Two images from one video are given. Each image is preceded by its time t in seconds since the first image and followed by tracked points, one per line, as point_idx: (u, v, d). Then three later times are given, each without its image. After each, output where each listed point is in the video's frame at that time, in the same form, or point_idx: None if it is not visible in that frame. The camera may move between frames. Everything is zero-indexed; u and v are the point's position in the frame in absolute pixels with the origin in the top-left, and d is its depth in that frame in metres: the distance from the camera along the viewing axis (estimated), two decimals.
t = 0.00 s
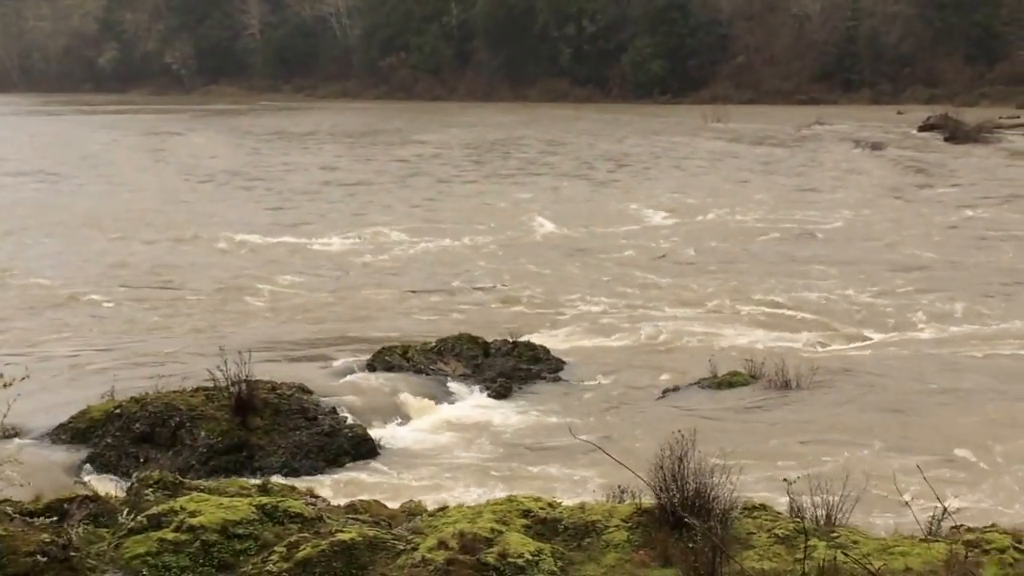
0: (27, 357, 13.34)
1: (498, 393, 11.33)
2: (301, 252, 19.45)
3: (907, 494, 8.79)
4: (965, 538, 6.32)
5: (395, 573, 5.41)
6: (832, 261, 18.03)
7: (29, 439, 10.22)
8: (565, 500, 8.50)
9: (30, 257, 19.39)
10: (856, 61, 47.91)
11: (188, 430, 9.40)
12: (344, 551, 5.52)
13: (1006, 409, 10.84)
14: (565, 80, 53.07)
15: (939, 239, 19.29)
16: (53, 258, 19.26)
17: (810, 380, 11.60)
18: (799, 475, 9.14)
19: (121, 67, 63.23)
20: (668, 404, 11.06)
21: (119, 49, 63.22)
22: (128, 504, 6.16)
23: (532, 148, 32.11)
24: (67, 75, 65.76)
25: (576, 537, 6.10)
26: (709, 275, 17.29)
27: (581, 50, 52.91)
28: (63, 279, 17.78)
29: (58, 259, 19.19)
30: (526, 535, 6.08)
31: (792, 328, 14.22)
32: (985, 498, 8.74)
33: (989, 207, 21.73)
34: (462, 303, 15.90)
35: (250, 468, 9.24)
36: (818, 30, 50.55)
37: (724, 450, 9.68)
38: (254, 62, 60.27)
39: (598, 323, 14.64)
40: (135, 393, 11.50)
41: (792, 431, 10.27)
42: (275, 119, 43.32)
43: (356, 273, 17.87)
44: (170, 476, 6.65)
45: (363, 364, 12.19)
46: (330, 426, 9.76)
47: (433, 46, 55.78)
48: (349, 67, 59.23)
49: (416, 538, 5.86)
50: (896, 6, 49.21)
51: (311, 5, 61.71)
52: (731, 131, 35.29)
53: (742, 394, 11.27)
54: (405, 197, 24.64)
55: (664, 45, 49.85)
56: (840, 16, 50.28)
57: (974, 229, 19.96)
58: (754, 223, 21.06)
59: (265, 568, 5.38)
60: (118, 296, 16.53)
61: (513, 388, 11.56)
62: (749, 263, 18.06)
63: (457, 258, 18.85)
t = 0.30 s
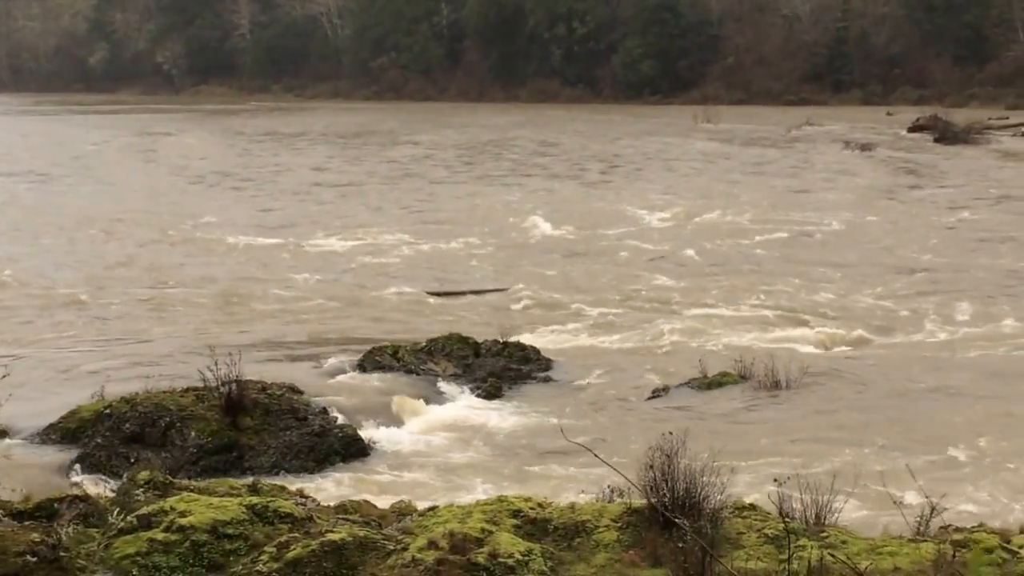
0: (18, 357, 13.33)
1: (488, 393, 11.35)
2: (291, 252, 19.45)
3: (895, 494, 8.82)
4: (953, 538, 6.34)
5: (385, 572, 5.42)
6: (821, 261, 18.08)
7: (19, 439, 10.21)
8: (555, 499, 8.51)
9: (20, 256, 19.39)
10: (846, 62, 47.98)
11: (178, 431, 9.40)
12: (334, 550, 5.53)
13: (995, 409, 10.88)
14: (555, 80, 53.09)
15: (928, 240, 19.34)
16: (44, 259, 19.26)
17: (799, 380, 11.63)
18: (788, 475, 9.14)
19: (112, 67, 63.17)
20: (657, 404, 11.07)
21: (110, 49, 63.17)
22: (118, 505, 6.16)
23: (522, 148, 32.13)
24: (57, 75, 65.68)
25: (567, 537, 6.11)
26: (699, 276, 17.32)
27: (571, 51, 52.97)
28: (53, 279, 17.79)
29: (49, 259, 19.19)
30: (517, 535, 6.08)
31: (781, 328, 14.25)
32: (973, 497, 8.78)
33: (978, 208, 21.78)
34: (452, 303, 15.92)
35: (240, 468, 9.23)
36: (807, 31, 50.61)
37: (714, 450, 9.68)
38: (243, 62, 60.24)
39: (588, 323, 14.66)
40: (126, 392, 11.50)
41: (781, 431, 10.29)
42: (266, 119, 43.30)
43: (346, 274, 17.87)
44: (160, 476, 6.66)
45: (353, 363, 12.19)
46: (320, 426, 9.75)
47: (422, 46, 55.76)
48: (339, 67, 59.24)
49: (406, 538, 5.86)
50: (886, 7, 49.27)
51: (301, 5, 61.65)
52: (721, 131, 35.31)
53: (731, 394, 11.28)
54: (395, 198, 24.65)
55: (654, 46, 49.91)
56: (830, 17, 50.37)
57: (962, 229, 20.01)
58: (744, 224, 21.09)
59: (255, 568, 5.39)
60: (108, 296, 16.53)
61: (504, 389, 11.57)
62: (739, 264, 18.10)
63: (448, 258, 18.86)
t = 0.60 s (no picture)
0: (7, 356, 13.31)
1: (477, 394, 11.34)
2: (281, 252, 19.45)
3: (885, 493, 8.86)
4: (942, 538, 6.37)
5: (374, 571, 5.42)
6: (809, 262, 18.14)
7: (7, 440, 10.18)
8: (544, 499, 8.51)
9: (11, 256, 19.35)
10: (834, 64, 48.06)
11: (166, 430, 9.39)
12: (324, 551, 5.54)
13: (984, 409, 10.92)
14: (543, 81, 53.09)
15: (917, 241, 19.40)
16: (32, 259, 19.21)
17: (787, 380, 11.64)
18: (776, 475, 9.15)
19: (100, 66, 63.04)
20: (646, 404, 11.07)
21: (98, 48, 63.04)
22: (107, 505, 6.15)
23: (512, 149, 32.15)
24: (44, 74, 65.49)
25: (556, 537, 6.12)
26: (689, 276, 17.35)
27: (559, 52, 53.01)
28: (44, 279, 17.75)
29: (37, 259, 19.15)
30: (506, 535, 6.09)
31: (771, 326, 14.28)
32: (962, 496, 8.82)
33: (967, 209, 21.86)
34: (443, 303, 15.92)
35: (228, 468, 9.22)
36: (795, 32, 50.69)
37: (702, 451, 9.68)
38: (232, 62, 60.15)
39: (578, 323, 14.66)
40: (114, 392, 11.49)
41: (771, 431, 10.30)
42: (255, 120, 43.24)
43: (336, 273, 17.88)
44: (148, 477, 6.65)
45: (342, 364, 12.17)
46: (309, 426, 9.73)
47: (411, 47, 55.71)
48: (329, 67, 59.21)
49: (395, 539, 5.87)
50: (874, 8, 49.37)
51: (290, 5, 61.56)
52: (709, 132, 35.36)
53: (720, 395, 11.30)
54: (385, 198, 24.64)
55: (642, 47, 49.95)
56: (818, 18, 50.46)
57: (950, 230, 20.09)
58: (733, 225, 21.14)
59: (244, 569, 5.39)
60: (99, 296, 16.51)
61: (492, 390, 11.57)
62: (728, 264, 18.12)
63: (438, 258, 18.87)
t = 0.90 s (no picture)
0: None
1: (465, 394, 11.34)
2: (270, 253, 19.44)
3: (873, 493, 8.87)
4: (928, 538, 6.37)
5: (361, 573, 5.41)
6: (797, 262, 18.18)
7: None
8: (532, 499, 8.51)
9: None
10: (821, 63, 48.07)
11: (153, 431, 9.38)
12: (311, 551, 5.52)
13: (971, 409, 10.96)
14: (531, 80, 53.07)
15: (905, 241, 19.46)
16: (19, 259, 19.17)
17: (775, 381, 11.66)
18: (764, 476, 9.15)
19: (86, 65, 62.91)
20: (633, 405, 11.07)
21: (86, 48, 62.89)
22: (93, 506, 6.15)
23: (500, 149, 32.17)
24: (31, 73, 65.29)
25: (544, 537, 6.12)
26: (678, 277, 17.38)
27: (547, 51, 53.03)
28: (33, 279, 17.71)
29: (24, 260, 19.11)
30: (494, 535, 6.09)
31: (759, 326, 14.30)
32: (949, 497, 8.84)
33: (955, 210, 21.93)
34: (430, 303, 15.92)
35: (216, 468, 9.21)
36: (784, 32, 50.75)
37: (690, 452, 9.69)
38: (219, 62, 60.05)
39: (567, 323, 14.68)
40: (100, 393, 11.48)
41: (759, 431, 10.32)
42: (244, 119, 43.16)
43: (325, 273, 17.87)
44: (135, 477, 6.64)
45: (330, 364, 12.16)
46: (297, 427, 9.70)
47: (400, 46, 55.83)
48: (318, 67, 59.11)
49: (383, 539, 5.85)
50: (863, 9, 49.40)
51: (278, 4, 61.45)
52: (697, 133, 35.40)
53: (707, 395, 11.30)
54: (374, 198, 24.64)
55: (630, 47, 50.01)
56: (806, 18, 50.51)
57: (938, 231, 20.16)
58: (721, 225, 21.18)
59: (230, 570, 5.39)
60: (88, 296, 16.48)
61: (480, 389, 11.56)
62: (716, 264, 18.15)
63: (428, 258, 18.88)
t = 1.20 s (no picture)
0: None
1: (451, 395, 11.32)
2: (256, 253, 19.42)
3: (860, 493, 8.88)
4: (915, 538, 6.38)
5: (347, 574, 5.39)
6: (783, 262, 18.21)
7: None
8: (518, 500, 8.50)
9: None
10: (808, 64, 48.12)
11: (137, 432, 9.34)
12: (296, 552, 5.50)
13: (959, 410, 10.97)
14: (516, 80, 53.04)
15: (892, 241, 19.50)
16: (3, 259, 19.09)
17: (762, 382, 11.65)
18: (750, 477, 9.14)
19: (69, 64, 62.74)
20: (620, 405, 11.07)
21: (69, 47, 62.72)
22: (77, 507, 6.13)
23: (486, 150, 32.17)
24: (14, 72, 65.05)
25: (529, 539, 6.10)
26: (666, 277, 17.38)
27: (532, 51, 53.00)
28: (18, 279, 17.65)
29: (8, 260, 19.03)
30: (480, 536, 6.07)
31: (746, 327, 14.31)
32: (937, 497, 8.85)
33: (943, 211, 21.98)
34: (416, 303, 15.91)
35: (200, 469, 9.17)
36: (771, 33, 50.81)
37: (677, 452, 9.68)
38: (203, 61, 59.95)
39: (554, 323, 14.68)
40: (85, 393, 11.44)
41: (746, 431, 10.32)
42: (229, 119, 43.07)
43: (313, 273, 17.85)
44: (119, 478, 6.61)
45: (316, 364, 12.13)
46: (281, 428, 9.66)
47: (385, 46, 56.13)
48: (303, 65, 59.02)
49: (368, 540, 5.83)
50: (849, 9, 49.43)
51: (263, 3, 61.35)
52: (684, 134, 35.44)
53: (694, 396, 11.29)
54: (361, 199, 24.62)
55: (616, 47, 50.06)
56: (793, 19, 50.56)
57: (925, 232, 20.19)
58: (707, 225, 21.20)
59: (215, 571, 5.36)
60: (73, 297, 16.43)
61: (466, 390, 11.54)
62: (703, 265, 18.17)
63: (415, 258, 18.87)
